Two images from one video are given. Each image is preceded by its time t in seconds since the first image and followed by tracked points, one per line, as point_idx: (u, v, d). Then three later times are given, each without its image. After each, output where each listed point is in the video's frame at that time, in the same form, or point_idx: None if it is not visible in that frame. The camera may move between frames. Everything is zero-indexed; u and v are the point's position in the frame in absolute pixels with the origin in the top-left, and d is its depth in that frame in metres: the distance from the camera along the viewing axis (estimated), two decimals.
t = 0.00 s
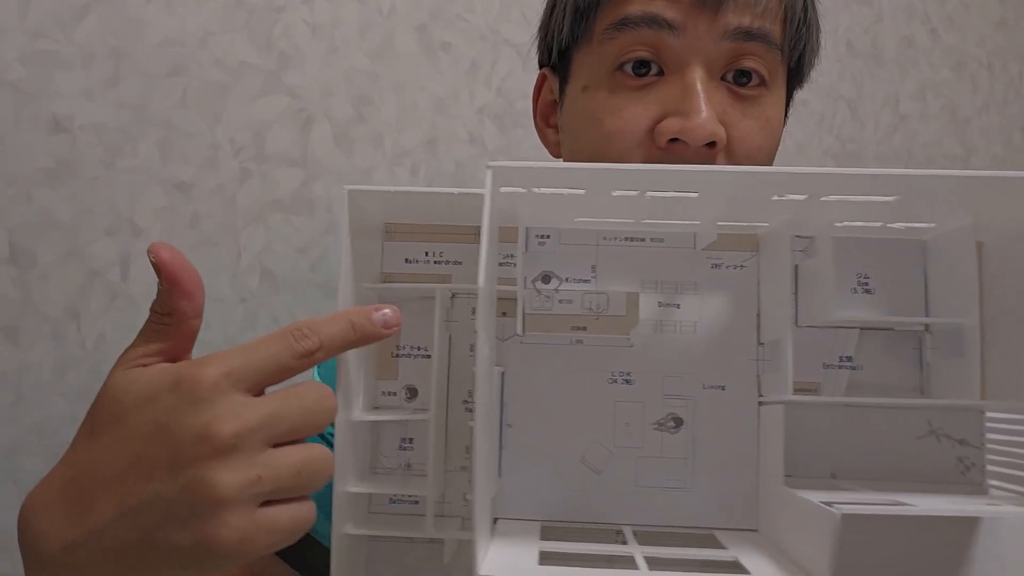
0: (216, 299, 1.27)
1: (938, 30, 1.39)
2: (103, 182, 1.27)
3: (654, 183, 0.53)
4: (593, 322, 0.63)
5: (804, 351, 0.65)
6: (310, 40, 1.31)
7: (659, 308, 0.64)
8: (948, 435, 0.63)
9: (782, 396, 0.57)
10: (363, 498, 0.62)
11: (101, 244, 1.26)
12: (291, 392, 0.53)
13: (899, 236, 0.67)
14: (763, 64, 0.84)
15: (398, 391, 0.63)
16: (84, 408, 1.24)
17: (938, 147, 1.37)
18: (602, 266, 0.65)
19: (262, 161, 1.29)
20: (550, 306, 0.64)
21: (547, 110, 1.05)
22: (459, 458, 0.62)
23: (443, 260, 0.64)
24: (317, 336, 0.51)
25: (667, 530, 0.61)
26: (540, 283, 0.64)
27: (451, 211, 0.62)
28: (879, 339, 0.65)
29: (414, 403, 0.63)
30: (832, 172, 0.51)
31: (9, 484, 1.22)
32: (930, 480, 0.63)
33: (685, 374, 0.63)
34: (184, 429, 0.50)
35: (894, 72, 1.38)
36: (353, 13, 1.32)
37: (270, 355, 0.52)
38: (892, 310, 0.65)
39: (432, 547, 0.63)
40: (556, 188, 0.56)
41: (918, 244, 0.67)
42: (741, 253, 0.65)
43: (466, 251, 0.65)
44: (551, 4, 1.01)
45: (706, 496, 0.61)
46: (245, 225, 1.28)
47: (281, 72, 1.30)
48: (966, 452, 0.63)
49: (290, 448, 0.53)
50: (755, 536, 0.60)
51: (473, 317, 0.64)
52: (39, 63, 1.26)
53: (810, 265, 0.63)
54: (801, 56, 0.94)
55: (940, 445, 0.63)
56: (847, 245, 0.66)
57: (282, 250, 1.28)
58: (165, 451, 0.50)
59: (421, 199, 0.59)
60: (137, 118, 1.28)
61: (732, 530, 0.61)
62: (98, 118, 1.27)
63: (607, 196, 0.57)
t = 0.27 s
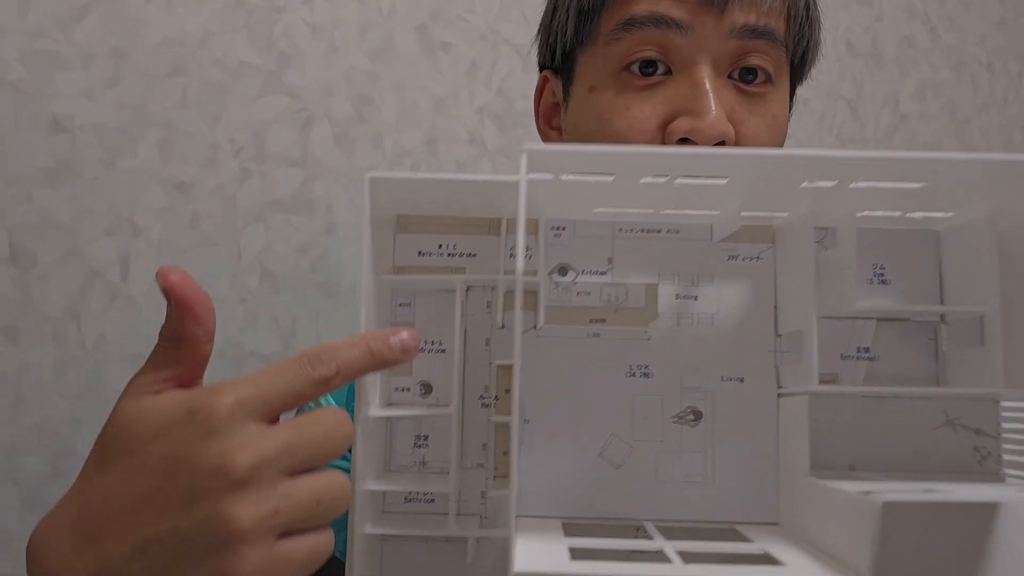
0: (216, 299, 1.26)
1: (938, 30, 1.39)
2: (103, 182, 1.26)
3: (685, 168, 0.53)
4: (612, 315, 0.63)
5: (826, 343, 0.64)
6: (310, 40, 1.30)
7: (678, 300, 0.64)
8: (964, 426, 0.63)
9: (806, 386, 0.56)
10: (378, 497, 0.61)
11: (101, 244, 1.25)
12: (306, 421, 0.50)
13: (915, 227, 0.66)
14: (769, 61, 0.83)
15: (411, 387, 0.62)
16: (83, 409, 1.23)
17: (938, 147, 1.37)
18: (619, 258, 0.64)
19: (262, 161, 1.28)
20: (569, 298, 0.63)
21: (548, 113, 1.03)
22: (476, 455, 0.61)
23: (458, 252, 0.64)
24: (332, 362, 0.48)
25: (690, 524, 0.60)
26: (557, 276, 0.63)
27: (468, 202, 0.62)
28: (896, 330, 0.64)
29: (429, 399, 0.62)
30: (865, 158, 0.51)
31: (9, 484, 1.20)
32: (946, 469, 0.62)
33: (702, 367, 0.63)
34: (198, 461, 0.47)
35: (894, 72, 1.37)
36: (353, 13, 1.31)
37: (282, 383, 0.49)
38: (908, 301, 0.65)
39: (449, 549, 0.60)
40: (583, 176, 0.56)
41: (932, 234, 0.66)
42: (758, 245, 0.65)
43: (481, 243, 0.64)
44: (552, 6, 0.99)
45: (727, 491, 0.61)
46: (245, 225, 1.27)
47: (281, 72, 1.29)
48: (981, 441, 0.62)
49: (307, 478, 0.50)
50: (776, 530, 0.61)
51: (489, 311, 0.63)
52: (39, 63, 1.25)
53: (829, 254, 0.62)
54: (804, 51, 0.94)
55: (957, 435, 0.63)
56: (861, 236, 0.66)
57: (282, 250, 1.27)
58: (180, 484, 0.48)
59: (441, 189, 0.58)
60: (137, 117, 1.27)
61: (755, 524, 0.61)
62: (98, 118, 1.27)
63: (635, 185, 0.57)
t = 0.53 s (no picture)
0: (216, 299, 1.25)
1: (938, 30, 1.39)
2: (103, 182, 1.26)
3: (713, 151, 0.53)
4: (632, 303, 0.62)
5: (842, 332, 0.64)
6: (310, 40, 1.30)
7: (696, 289, 0.64)
8: (979, 412, 0.63)
9: (828, 372, 0.57)
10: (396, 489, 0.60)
11: (101, 244, 1.25)
12: (313, 470, 0.45)
13: (929, 216, 0.66)
14: (772, 53, 0.83)
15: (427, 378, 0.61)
16: (83, 410, 1.22)
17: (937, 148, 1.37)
18: (636, 247, 0.64)
19: (262, 161, 1.27)
20: (589, 287, 0.63)
21: (549, 116, 1.01)
22: (495, 446, 0.61)
23: (474, 241, 0.64)
24: (339, 410, 0.44)
25: (714, 513, 0.60)
26: (575, 265, 0.63)
27: (486, 189, 0.61)
28: (911, 321, 0.64)
29: (446, 389, 0.61)
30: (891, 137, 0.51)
31: (8, 484, 1.19)
32: (962, 457, 0.62)
33: (721, 357, 0.63)
34: (197, 521, 0.42)
35: (894, 72, 1.37)
36: (352, 13, 1.31)
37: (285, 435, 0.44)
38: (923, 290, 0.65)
39: (470, 541, 0.60)
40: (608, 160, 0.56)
41: (943, 223, 0.66)
42: (774, 234, 0.65)
43: (497, 232, 0.64)
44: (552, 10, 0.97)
45: (747, 482, 0.61)
46: (245, 225, 1.26)
47: (281, 72, 1.29)
48: (996, 428, 0.62)
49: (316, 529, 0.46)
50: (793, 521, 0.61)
51: (506, 300, 0.63)
52: (39, 63, 1.25)
53: (848, 241, 0.63)
54: (804, 46, 0.94)
55: (972, 422, 0.62)
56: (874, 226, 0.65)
57: (282, 251, 1.27)
58: (180, 544, 0.43)
59: (464, 172, 0.58)
60: (137, 117, 1.27)
61: (778, 510, 0.61)
62: (97, 118, 1.26)
63: (659, 170, 0.57)
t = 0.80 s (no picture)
0: (216, 299, 1.25)
1: (938, 30, 1.39)
2: (102, 182, 1.26)
3: (720, 124, 0.53)
4: (637, 284, 0.62)
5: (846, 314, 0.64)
6: (310, 41, 1.30)
7: (700, 272, 0.64)
8: (980, 401, 0.63)
9: (832, 354, 0.57)
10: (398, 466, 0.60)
11: (101, 244, 1.25)
12: (304, 501, 0.48)
13: (931, 206, 0.66)
14: (773, 47, 0.82)
15: (433, 356, 0.61)
16: (83, 410, 1.22)
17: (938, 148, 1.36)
18: (641, 231, 0.64)
19: (262, 160, 1.28)
20: (594, 268, 0.63)
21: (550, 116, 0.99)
22: (498, 426, 0.61)
23: (480, 222, 0.64)
24: (334, 443, 0.46)
25: (715, 497, 0.60)
26: (580, 248, 0.63)
27: (494, 171, 0.62)
28: (914, 308, 0.64)
29: (451, 367, 0.61)
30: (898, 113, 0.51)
31: (8, 485, 1.19)
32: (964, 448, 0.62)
33: (725, 339, 0.63)
34: (195, 552, 0.45)
35: (894, 72, 1.37)
36: (352, 14, 1.32)
37: (281, 467, 0.46)
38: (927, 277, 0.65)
39: (471, 522, 0.60)
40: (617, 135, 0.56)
41: (944, 214, 0.66)
42: (777, 220, 0.65)
43: (503, 215, 0.64)
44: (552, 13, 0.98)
45: (748, 463, 0.61)
46: (245, 225, 1.27)
47: (281, 72, 1.29)
48: (997, 418, 0.62)
49: (307, 558, 0.49)
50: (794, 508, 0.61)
51: (511, 281, 0.63)
52: (39, 63, 1.25)
53: (850, 228, 0.62)
54: (805, 44, 0.94)
55: (973, 412, 0.62)
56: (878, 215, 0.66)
57: (282, 250, 1.27)
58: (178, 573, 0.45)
59: (473, 152, 0.58)
60: (137, 117, 1.27)
61: (777, 495, 0.61)
62: (97, 118, 1.26)
63: (667, 146, 0.56)
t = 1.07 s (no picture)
0: (216, 299, 1.25)
1: (938, 30, 1.39)
2: (102, 182, 1.26)
3: (713, 119, 0.53)
4: (632, 279, 0.63)
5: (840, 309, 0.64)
6: (310, 40, 1.30)
7: (695, 269, 0.64)
8: (976, 397, 0.63)
9: (827, 349, 0.57)
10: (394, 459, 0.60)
11: (101, 244, 1.25)
12: (299, 508, 0.48)
13: (927, 203, 0.66)
14: (773, 44, 0.82)
15: (429, 351, 0.61)
16: (83, 410, 1.23)
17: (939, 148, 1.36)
18: (637, 227, 0.64)
19: (262, 160, 1.28)
20: (589, 263, 0.63)
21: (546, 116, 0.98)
22: (493, 420, 0.61)
23: (476, 218, 0.64)
24: (328, 452, 0.47)
25: (711, 491, 0.60)
26: (576, 243, 0.63)
27: (491, 167, 0.62)
28: (909, 304, 0.64)
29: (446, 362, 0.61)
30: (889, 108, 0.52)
31: (8, 485, 1.20)
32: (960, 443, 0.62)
33: (721, 335, 0.63)
34: (190, 558, 0.46)
35: (894, 72, 1.37)
36: (352, 13, 1.32)
37: (276, 475, 0.46)
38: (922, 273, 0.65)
39: (467, 515, 0.60)
40: (611, 130, 0.56)
41: (941, 211, 0.66)
42: (772, 217, 0.66)
43: (500, 210, 0.65)
44: (553, 9, 0.98)
45: (744, 458, 0.61)
46: (245, 225, 1.27)
47: (281, 72, 1.29)
48: (993, 413, 0.62)
49: (300, 565, 0.49)
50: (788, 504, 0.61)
51: (507, 276, 0.63)
52: (39, 63, 1.26)
53: (845, 225, 0.63)
54: (804, 43, 0.94)
55: (969, 407, 0.63)
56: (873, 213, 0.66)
57: (282, 250, 1.27)
58: None
59: (468, 147, 0.58)
60: (137, 117, 1.27)
61: (773, 489, 0.62)
62: (97, 117, 1.27)
63: (661, 141, 0.56)
